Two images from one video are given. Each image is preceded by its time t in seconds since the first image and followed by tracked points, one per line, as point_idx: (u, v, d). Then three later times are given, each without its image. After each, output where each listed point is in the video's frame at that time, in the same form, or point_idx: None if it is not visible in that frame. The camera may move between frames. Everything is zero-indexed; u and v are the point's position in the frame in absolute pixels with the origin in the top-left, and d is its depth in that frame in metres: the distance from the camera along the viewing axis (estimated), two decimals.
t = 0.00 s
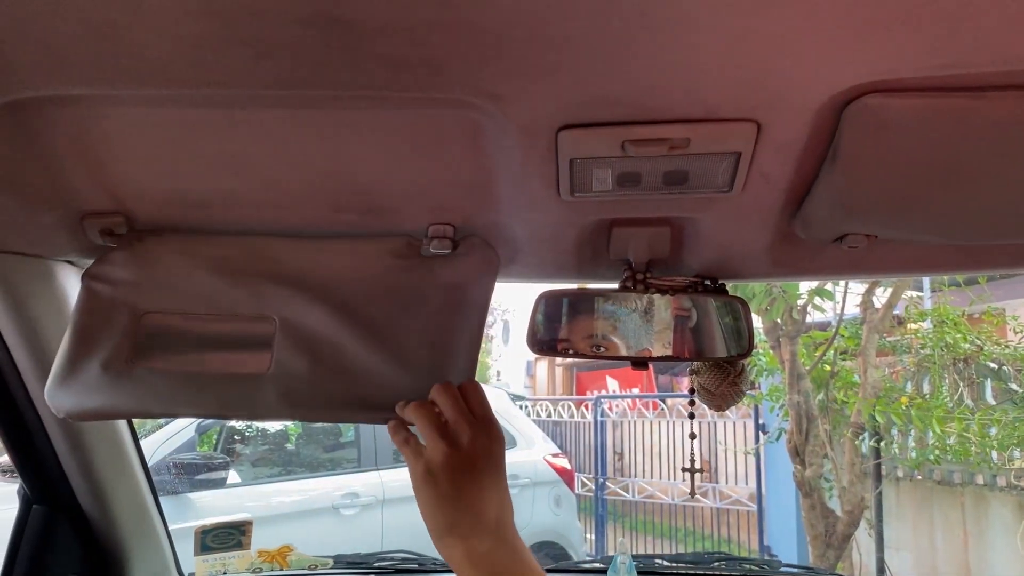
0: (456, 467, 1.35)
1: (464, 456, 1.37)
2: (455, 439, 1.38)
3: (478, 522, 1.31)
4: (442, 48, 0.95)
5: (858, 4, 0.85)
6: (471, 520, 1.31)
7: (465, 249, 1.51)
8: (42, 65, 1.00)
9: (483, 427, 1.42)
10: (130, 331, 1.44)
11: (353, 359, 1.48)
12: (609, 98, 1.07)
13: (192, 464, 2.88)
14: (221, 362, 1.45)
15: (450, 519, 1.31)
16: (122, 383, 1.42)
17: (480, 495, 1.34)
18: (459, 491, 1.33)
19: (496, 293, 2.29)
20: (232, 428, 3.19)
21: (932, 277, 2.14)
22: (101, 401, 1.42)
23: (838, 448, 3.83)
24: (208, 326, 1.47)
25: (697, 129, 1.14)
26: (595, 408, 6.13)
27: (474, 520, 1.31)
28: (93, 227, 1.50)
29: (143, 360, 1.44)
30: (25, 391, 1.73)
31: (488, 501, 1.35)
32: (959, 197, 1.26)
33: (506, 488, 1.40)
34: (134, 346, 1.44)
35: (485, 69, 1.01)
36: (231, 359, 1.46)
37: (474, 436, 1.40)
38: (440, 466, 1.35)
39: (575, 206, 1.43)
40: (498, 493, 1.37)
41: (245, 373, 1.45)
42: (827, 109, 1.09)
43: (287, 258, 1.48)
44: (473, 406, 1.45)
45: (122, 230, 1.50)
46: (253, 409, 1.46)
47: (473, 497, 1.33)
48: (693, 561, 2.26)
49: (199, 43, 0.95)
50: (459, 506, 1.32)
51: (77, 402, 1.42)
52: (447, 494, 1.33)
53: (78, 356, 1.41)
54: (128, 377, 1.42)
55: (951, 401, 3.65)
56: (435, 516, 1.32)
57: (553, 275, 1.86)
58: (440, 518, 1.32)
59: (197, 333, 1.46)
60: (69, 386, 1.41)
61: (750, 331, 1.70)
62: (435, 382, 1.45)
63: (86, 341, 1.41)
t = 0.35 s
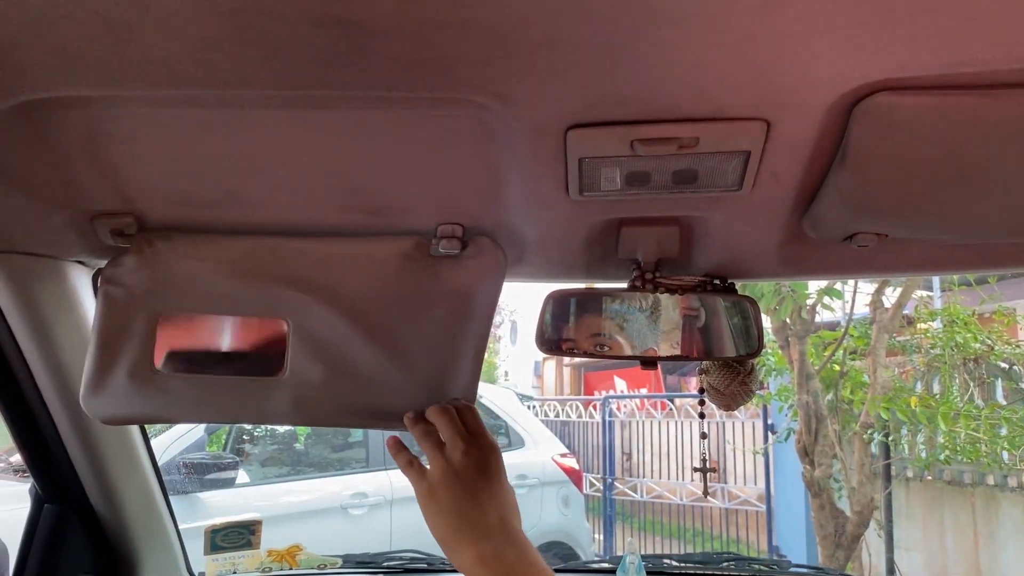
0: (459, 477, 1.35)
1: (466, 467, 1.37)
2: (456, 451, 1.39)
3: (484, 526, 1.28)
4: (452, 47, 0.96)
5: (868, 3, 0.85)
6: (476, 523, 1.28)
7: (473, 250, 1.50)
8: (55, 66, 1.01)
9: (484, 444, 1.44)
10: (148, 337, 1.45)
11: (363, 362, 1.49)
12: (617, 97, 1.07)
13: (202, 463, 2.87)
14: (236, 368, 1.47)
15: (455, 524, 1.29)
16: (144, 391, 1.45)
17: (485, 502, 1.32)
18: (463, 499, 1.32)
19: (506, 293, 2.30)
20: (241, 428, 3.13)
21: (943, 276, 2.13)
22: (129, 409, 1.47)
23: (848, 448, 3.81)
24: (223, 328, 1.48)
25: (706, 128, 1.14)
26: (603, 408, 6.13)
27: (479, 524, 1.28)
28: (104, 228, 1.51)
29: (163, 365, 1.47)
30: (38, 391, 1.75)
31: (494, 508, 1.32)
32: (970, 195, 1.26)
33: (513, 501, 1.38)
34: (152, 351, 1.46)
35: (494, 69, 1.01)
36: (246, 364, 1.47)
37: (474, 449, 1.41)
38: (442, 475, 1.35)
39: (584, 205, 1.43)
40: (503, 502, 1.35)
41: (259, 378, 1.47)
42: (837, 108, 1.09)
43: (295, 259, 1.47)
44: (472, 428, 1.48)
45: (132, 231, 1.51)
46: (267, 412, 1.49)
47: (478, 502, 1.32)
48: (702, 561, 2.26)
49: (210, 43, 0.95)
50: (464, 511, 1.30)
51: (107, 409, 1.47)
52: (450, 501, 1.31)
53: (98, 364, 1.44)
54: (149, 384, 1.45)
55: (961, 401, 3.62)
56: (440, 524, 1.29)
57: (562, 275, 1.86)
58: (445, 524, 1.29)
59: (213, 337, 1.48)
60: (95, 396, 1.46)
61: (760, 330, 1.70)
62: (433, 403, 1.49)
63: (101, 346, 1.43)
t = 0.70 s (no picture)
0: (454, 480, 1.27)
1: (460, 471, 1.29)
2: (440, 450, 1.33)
3: (476, 532, 1.20)
4: (461, 48, 0.96)
5: (877, 3, 0.85)
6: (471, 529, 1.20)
7: (481, 250, 1.52)
8: (68, 69, 1.02)
9: (476, 446, 1.37)
10: (158, 335, 1.46)
11: (370, 362, 1.49)
12: (625, 98, 1.07)
13: (210, 463, 2.89)
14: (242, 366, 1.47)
15: (448, 531, 1.20)
16: (155, 388, 1.45)
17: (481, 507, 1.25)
18: (452, 499, 1.24)
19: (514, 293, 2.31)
20: (248, 428, 3.14)
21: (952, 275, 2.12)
22: (139, 407, 1.46)
23: (855, 449, 3.80)
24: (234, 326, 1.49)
25: (715, 128, 1.14)
26: (609, 408, 6.13)
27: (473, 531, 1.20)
28: (114, 228, 1.51)
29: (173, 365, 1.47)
30: (48, 391, 1.76)
31: (491, 514, 1.25)
32: (979, 194, 1.26)
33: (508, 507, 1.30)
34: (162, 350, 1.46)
35: (503, 69, 1.01)
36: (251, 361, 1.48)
37: (467, 453, 1.34)
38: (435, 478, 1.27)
39: (591, 205, 1.43)
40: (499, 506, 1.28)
41: (267, 373, 1.48)
42: (846, 107, 1.09)
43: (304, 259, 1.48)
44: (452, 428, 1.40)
45: (142, 231, 1.52)
46: (275, 412, 1.49)
47: (474, 507, 1.24)
48: (709, 561, 2.26)
49: (221, 45, 0.96)
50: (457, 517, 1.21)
51: (117, 409, 1.46)
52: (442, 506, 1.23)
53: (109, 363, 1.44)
54: (161, 382, 1.45)
55: (969, 401, 3.60)
56: (430, 533, 1.21)
57: (569, 275, 1.86)
58: (436, 533, 1.21)
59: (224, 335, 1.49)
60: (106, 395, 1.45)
61: (766, 328, 1.71)
62: (432, 390, 1.47)
63: (111, 345, 1.44)
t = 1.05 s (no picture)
0: (363, 465, 1.02)
1: (371, 452, 1.04)
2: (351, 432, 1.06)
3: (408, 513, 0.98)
4: (464, 48, 0.96)
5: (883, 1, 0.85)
6: (397, 514, 0.97)
7: (484, 250, 1.52)
8: (72, 69, 1.02)
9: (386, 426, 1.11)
10: (162, 335, 1.46)
11: (373, 362, 1.49)
12: (629, 97, 1.07)
13: (215, 463, 2.94)
14: (247, 368, 1.48)
15: (369, 524, 0.97)
16: (160, 389, 1.45)
17: (404, 486, 1.01)
18: (373, 485, 0.99)
19: (518, 293, 2.31)
20: (252, 428, 3.15)
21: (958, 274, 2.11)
22: (143, 407, 1.46)
23: (859, 449, 3.80)
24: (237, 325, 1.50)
25: (718, 127, 1.14)
26: (613, 408, 6.13)
27: (400, 514, 0.97)
28: (119, 228, 1.52)
29: (177, 365, 1.47)
30: (54, 392, 1.76)
31: (419, 492, 1.01)
32: (985, 193, 1.25)
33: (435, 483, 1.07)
34: (166, 350, 1.46)
35: (507, 69, 1.01)
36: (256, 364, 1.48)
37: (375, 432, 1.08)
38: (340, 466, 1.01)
39: (595, 204, 1.43)
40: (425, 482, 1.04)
41: (271, 373, 1.49)
42: (851, 106, 1.09)
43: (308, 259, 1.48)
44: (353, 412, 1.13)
45: (147, 231, 1.53)
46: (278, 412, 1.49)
47: (395, 487, 1.00)
48: (713, 561, 2.25)
49: (224, 44, 0.96)
50: (374, 506, 0.97)
51: (121, 408, 1.46)
52: (355, 498, 0.98)
53: (113, 363, 1.44)
54: (165, 383, 1.45)
55: (973, 401, 3.60)
56: (348, 532, 0.97)
57: (573, 274, 1.86)
58: (353, 529, 0.97)
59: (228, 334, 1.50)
60: (109, 395, 1.45)
61: (771, 329, 1.70)
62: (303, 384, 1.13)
63: (115, 345, 1.44)
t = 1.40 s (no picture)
0: (352, 479, 1.01)
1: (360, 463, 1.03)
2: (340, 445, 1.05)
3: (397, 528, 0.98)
4: (468, 47, 0.96)
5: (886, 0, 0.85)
6: (387, 529, 0.97)
7: (487, 250, 1.52)
8: (75, 69, 1.02)
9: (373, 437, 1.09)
10: (163, 334, 1.46)
11: (375, 361, 1.49)
12: (632, 96, 1.07)
13: (217, 463, 2.96)
14: (249, 369, 1.48)
15: (359, 540, 0.97)
16: (162, 389, 1.45)
17: (393, 498, 1.01)
18: (362, 501, 0.99)
19: (520, 293, 2.32)
20: (253, 428, 3.19)
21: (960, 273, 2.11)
22: (145, 407, 1.46)
23: (861, 448, 3.80)
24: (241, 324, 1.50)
25: (721, 127, 1.14)
26: (615, 408, 6.13)
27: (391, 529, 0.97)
28: (122, 228, 1.52)
29: (180, 366, 1.47)
30: (58, 395, 1.77)
31: (407, 506, 1.01)
32: (987, 192, 1.25)
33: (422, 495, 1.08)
34: (168, 349, 1.46)
35: (509, 68, 1.01)
36: (258, 364, 1.48)
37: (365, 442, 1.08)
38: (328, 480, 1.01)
39: (597, 204, 1.44)
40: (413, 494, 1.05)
41: (273, 370, 1.48)
42: (853, 106, 1.09)
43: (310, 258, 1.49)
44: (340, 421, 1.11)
45: (150, 231, 1.53)
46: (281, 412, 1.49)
47: (385, 501, 1.00)
48: (715, 561, 2.26)
49: (228, 44, 0.96)
50: (365, 520, 0.97)
51: (123, 408, 1.46)
52: (345, 512, 0.98)
53: (116, 364, 1.44)
54: (167, 382, 1.45)
55: (975, 401, 3.59)
56: (338, 546, 0.97)
57: (575, 274, 1.86)
58: (343, 544, 0.97)
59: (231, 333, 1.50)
60: (111, 396, 1.45)
61: (773, 330, 1.70)
62: (291, 396, 1.11)
63: (118, 345, 1.45)
